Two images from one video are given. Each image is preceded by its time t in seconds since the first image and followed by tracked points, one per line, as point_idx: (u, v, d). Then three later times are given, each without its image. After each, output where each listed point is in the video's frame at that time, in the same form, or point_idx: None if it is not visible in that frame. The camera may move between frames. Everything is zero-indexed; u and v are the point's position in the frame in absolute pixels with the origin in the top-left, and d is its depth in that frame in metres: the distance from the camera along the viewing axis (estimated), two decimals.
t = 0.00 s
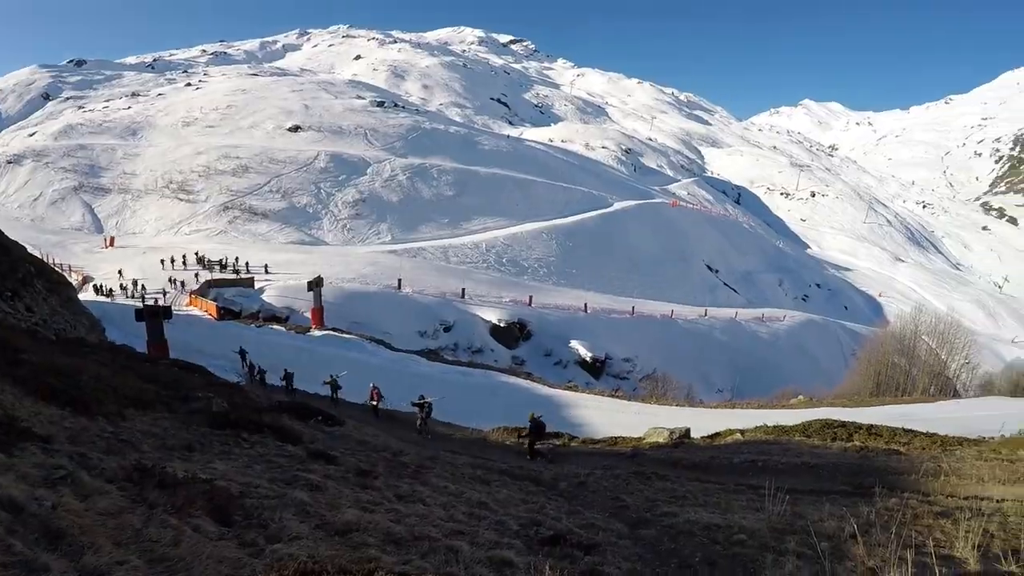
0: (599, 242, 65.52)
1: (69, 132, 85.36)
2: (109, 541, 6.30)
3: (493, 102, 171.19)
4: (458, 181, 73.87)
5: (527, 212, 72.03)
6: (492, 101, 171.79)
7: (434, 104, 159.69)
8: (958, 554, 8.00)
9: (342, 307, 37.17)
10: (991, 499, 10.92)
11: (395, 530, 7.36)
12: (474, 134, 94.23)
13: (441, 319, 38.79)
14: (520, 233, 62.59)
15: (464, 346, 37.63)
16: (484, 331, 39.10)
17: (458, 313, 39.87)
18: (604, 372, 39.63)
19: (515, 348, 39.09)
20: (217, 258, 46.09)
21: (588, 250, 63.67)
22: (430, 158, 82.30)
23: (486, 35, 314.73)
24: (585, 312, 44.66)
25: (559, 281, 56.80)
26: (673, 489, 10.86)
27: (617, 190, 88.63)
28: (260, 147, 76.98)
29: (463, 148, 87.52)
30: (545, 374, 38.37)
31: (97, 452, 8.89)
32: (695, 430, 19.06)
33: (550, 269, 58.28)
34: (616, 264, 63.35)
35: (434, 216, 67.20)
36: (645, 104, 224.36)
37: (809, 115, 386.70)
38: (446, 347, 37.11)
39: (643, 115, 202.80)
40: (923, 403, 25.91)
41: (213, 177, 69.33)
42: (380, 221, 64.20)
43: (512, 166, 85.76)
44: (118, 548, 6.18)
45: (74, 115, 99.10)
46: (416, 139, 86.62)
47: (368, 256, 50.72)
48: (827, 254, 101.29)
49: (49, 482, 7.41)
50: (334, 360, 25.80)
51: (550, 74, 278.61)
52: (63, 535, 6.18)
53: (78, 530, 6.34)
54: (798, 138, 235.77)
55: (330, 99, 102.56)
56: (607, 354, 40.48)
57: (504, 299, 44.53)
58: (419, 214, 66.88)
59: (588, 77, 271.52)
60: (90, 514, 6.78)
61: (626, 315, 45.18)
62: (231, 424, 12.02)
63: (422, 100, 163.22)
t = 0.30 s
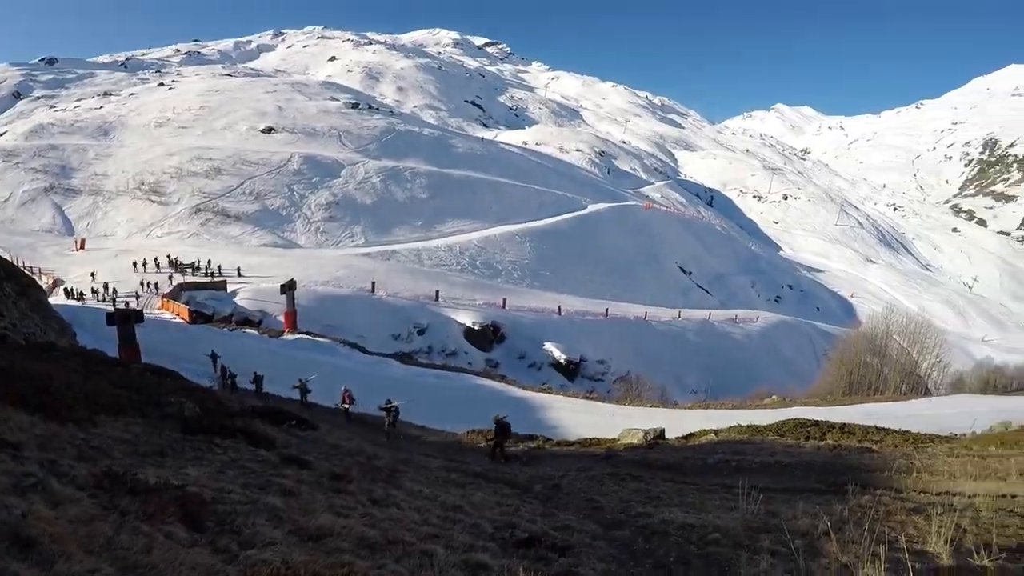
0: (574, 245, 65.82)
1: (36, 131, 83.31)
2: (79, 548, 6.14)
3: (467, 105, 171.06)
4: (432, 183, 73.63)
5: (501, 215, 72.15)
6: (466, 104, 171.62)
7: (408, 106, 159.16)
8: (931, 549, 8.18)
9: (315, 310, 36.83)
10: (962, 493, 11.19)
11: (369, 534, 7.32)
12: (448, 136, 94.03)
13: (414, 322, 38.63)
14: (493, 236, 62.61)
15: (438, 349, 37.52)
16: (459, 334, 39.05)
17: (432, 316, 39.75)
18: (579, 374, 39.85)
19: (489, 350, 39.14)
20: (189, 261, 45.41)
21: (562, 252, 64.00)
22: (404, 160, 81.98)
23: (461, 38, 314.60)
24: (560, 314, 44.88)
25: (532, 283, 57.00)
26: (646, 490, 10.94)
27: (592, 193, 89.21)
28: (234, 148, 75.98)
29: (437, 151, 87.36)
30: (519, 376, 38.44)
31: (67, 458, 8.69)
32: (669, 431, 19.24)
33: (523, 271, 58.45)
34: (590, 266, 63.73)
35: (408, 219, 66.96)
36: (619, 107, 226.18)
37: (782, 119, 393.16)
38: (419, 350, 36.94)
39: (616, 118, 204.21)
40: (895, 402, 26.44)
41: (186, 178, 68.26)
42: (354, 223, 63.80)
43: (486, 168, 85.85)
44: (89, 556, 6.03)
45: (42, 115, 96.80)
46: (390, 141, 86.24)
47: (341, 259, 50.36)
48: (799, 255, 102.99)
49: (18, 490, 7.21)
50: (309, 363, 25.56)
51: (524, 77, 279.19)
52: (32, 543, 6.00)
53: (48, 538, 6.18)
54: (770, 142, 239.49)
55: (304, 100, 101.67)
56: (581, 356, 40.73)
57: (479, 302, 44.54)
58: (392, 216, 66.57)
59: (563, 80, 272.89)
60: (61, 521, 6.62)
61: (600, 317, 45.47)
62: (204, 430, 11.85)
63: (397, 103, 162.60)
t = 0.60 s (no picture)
0: (547, 249, 66.04)
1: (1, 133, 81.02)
2: (48, 559, 5.97)
3: (439, 109, 170.70)
4: (405, 187, 73.26)
5: (474, 219, 72.14)
6: (438, 108, 171.19)
7: (381, 110, 158.33)
8: (903, 544, 8.34)
9: (286, 316, 36.43)
10: (935, 489, 11.43)
11: (343, 541, 7.24)
12: (421, 140, 93.72)
13: (387, 327, 38.38)
14: (466, 240, 62.57)
15: (411, 353, 37.31)
16: (432, 338, 38.91)
17: (404, 320, 39.54)
18: (552, 378, 39.96)
19: (462, 355, 39.08)
20: (159, 266, 44.58)
21: (535, 256, 64.20)
22: (377, 164, 81.49)
23: (434, 41, 314.12)
24: (532, 318, 44.97)
25: (504, 287, 57.09)
26: (619, 492, 10.99)
27: (565, 197, 89.70)
28: (205, 151, 74.76)
29: (410, 155, 87.04)
30: (492, 380, 38.45)
31: (35, 468, 8.45)
32: (643, 433, 19.41)
33: (496, 275, 58.52)
34: (563, 270, 64.00)
35: (380, 223, 66.55)
36: (591, 112, 227.92)
37: (753, 124, 399.77)
38: (392, 355, 36.69)
39: (588, 123, 205.38)
40: (867, 400, 27.00)
41: (156, 182, 67.02)
42: (325, 228, 63.25)
43: (459, 173, 85.80)
44: (60, 568, 5.86)
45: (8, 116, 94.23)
46: (363, 145, 85.70)
47: (313, 263, 49.85)
48: (771, 258, 104.73)
49: None
50: (280, 369, 25.21)
51: (497, 81, 279.56)
52: None
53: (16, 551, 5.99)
54: (741, 146, 243.36)
55: (276, 103, 100.60)
56: (554, 360, 40.85)
57: (451, 306, 44.46)
58: (365, 221, 66.14)
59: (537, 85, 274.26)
60: (30, 532, 6.42)
61: (572, 321, 45.67)
62: (175, 438, 11.62)
63: (369, 107, 161.63)
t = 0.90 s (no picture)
0: (523, 251, 66.15)
1: None
2: (20, 570, 5.82)
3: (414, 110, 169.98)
4: (380, 189, 72.84)
5: (449, 221, 72.00)
6: (413, 110, 170.47)
7: (355, 111, 157.15)
8: (878, 538, 8.50)
9: (259, 320, 35.98)
10: (908, 484, 11.69)
11: (319, 545, 7.20)
12: (396, 142, 93.26)
13: (362, 330, 38.12)
14: (441, 242, 62.39)
15: (386, 356, 37.12)
16: (407, 341, 38.75)
17: (380, 323, 39.32)
18: (528, 379, 40.05)
19: (438, 357, 38.98)
20: (131, 270, 43.72)
21: (509, 257, 64.25)
22: (352, 166, 80.91)
23: (409, 43, 312.76)
24: (508, 320, 45.01)
25: (479, 289, 57.08)
26: (595, 492, 11.07)
27: (541, 199, 89.98)
28: (178, 153, 73.49)
29: (386, 157, 86.58)
30: (468, 382, 38.40)
31: (4, 477, 8.25)
32: (619, 433, 19.56)
33: (471, 278, 58.47)
34: (539, 271, 64.17)
35: (355, 226, 66.05)
36: (566, 114, 228.98)
37: (726, 126, 405.17)
38: (368, 358, 36.44)
39: (563, 125, 206.17)
40: (842, 398, 27.51)
41: (128, 184, 65.71)
42: (300, 230, 62.60)
43: (435, 175, 85.62)
44: None
45: None
46: (338, 147, 85.04)
47: (287, 266, 49.31)
48: (745, 258, 106.20)
49: None
50: (255, 374, 24.90)
51: (472, 83, 279.35)
52: None
53: None
54: (714, 148, 246.40)
55: (249, 104, 99.31)
56: (530, 361, 40.93)
57: (426, 309, 44.31)
58: (340, 223, 65.62)
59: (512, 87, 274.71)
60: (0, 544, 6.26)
61: (548, 323, 45.81)
62: (149, 444, 11.42)
63: (344, 108, 160.30)
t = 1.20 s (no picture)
0: (501, 253, 66.21)
1: None
2: None
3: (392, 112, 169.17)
4: (358, 191, 72.37)
5: (428, 223, 71.81)
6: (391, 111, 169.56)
7: (333, 112, 155.94)
8: (856, 535, 8.65)
9: (235, 323, 35.51)
10: (884, 481, 11.91)
11: (298, 550, 7.13)
12: (373, 144, 92.78)
13: (340, 333, 37.82)
14: (418, 244, 62.13)
15: (364, 359, 36.89)
16: (385, 344, 38.53)
17: (357, 326, 39.06)
18: (507, 381, 40.06)
19: (416, 360, 38.80)
20: (106, 272, 42.87)
21: (487, 259, 64.19)
22: (329, 168, 80.33)
23: (387, 44, 311.33)
24: (486, 322, 44.98)
25: (457, 291, 57.02)
26: (575, 493, 11.11)
27: (520, 201, 90.14)
28: (155, 154, 72.28)
29: (364, 158, 86.09)
30: (447, 385, 38.28)
31: None
32: (598, 434, 19.67)
33: (449, 279, 58.37)
34: (517, 273, 64.25)
35: (332, 227, 65.54)
36: (544, 116, 229.79)
37: (703, 128, 409.65)
38: (346, 361, 36.17)
39: (541, 127, 206.65)
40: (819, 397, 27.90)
41: (103, 185, 64.45)
42: (277, 232, 61.94)
43: (413, 177, 85.31)
44: None
45: None
46: (315, 148, 84.32)
47: (265, 268, 48.75)
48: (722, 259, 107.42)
49: None
50: (232, 377, 24.57)
51: (450, 85, 278.82)
52: None
53: None
54: (692, 150, 248.98)
55: (226, 105, 98.07)
56: (509, 363, 40.95)
57: (404, 311, 44.09)
58: (318, 225, 65.10)
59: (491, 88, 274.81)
60: None
61: (526, 325, 45.87)
62: (126, 449, 11.21)
63: (321, 109, 158.97)
